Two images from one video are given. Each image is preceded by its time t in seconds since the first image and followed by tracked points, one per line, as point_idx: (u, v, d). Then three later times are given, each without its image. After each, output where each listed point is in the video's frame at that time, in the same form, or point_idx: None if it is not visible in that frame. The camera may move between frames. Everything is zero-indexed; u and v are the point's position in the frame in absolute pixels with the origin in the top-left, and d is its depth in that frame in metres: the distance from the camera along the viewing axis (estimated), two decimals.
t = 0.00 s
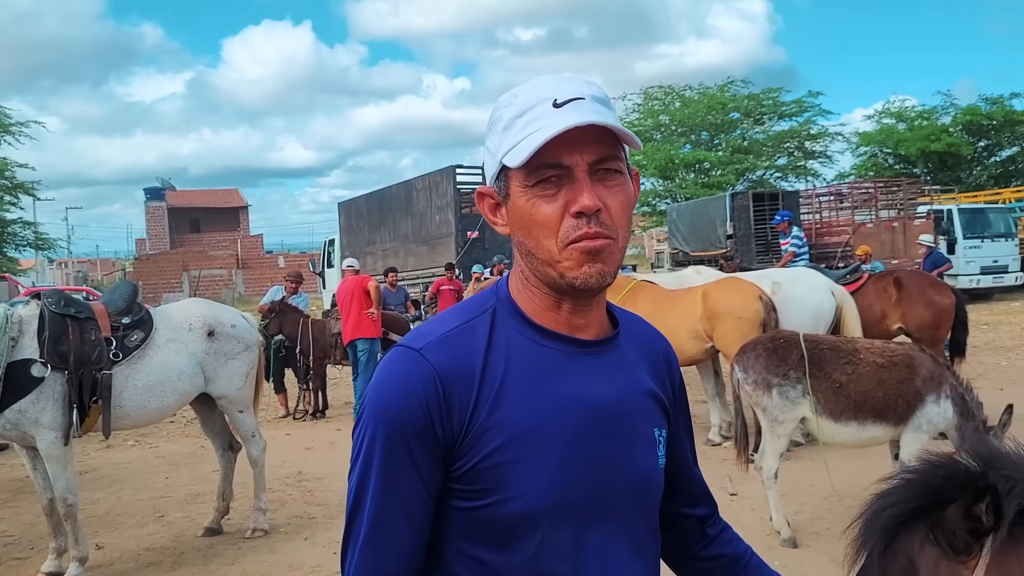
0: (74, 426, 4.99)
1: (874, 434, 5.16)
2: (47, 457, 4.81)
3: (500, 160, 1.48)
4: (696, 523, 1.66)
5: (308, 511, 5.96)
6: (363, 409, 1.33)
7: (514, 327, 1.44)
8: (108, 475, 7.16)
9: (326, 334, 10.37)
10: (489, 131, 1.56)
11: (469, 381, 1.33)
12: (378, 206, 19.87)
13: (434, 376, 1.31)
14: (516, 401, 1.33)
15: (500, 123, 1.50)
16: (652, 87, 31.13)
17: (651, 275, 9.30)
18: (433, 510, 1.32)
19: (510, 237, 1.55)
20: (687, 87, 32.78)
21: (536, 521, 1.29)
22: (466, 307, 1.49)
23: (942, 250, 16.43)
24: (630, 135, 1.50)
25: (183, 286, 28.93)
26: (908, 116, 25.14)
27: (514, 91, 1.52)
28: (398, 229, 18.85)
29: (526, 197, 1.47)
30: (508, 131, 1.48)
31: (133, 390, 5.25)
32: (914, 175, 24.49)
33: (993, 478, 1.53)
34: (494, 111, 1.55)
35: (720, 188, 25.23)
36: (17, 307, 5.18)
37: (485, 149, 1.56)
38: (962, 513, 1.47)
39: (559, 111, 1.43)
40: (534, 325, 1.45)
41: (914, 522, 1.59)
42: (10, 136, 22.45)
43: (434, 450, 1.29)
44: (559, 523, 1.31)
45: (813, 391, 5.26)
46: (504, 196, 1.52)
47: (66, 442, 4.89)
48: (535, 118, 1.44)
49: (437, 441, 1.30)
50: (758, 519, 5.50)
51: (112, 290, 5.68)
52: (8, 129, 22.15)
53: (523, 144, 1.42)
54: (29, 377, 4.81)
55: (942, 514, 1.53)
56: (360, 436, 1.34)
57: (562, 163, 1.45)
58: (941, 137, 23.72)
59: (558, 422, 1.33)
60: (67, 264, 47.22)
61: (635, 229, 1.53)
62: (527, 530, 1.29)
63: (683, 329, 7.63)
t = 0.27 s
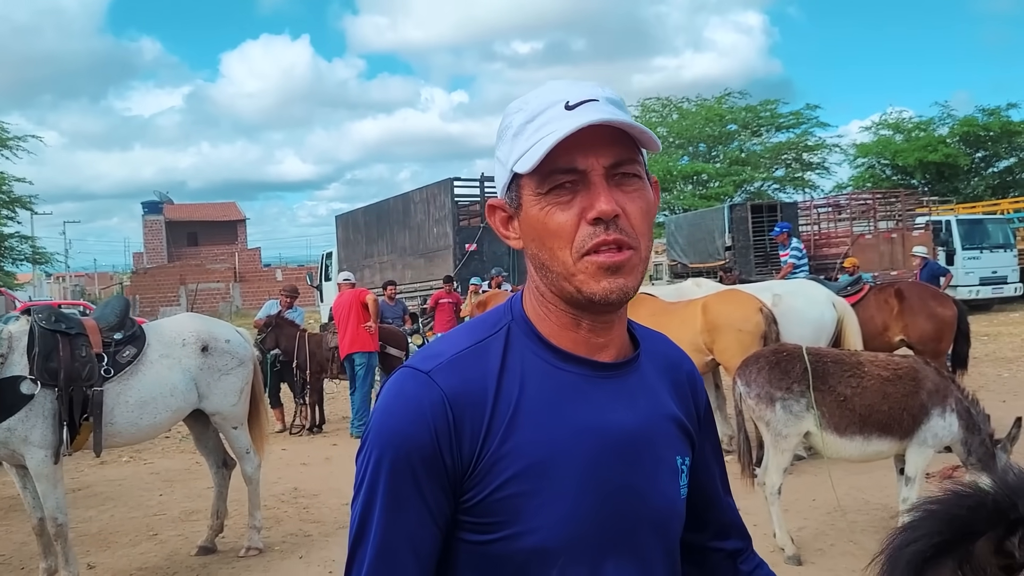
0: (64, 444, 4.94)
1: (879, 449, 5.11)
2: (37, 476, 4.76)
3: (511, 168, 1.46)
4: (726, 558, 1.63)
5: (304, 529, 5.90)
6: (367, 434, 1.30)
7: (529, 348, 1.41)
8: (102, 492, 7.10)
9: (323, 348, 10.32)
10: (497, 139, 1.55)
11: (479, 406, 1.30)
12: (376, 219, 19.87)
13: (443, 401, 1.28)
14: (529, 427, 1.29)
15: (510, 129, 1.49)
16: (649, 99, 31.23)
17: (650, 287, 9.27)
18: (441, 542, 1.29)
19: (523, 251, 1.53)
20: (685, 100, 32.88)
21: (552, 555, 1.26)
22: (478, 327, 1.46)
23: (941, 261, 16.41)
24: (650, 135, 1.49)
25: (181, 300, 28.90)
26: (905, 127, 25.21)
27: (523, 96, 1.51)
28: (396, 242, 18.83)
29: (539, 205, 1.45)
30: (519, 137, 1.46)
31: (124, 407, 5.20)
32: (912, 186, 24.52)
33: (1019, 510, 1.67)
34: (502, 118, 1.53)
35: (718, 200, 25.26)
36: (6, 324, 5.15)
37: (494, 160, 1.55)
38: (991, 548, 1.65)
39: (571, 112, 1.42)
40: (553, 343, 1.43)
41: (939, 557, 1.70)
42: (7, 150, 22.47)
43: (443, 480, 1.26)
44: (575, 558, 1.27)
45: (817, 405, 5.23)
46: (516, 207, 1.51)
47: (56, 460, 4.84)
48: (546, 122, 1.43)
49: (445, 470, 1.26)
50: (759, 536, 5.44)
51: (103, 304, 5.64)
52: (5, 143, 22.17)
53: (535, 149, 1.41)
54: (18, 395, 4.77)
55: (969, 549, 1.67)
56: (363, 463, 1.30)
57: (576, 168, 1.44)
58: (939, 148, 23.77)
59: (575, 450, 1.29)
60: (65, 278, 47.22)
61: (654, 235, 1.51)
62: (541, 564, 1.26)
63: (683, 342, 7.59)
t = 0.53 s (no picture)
0: (65, 455, 4.94)
1: (895, 459, 5.03)
2: (38, 488, 4.75)
3: (527, 159, 1.43)
4: None
5: (309, 541, 5.85)
6: (369, 440, 1.26)
7: (545, 352, 1.37)
8: (107, 503, 7.08)
9: (331, 357, 10.31)
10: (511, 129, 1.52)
11: (489, 415, 1.26)
12: (385, 228, 19.89)
13: (451, 407, 1.24)
14: (542, 438, 1.25)
15: (524, 118, 1.46)
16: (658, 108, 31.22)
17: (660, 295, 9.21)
18: (447, 557, 1.25)
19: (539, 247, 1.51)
20: (694, 108, 32.85)
21: None
22: (492, 329, 1.43)
23: (954, 269, 16.26)
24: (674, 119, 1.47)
25: (191, 309, 29.03)
26: (917, 134, 25.07)
27: (538, 82, 1.47)
28: (405, 251, 18.84)
29: (556, 199, 1.43)
30: (534, 125, 1.43)
31: (127, 417, 5.20)
32: (923, 193, 24.35)
33: None
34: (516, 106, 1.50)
35: (727, 208, 25.18)
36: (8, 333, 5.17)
37: (508, 151, 1.52)
38: None
39: (590, 98, 1.39)
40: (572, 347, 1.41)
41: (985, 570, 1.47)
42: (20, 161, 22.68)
43: (449, 493, 1.22)
44: None
45: (832, 414, 5.15)
46: (531, 202, 1.48)
47: (57, 472, 4.83)
48: (563, 108, 1.40)
49: (452, 482, 1.22)
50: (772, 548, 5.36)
51: (106, 314, 5.64)
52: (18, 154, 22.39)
53: (553, 137, 1.38)
54: (19, 406, 4.77)
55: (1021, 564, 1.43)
56: (364, 471, 1.26)
57: (596, 158, 1.42)
58: (950, 155, 23.62)
59: (592, 464, 1.25)
60: (78, 288, 47.57)
61: (678, 228, 1.49)
62: None
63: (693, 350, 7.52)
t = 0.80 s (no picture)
0: (91, 460, 5.00)
1: (937, 473, 4.87)
2: (63, 492, 4.82)
3: (554, 152, 1.40)
4: None
5: (335, 548, 5.86)
6: (378, 461, 1.23)
7: (571, 369, 1.34)
8: (136, 507, 7.18)
9: (360, 362, 10.35)
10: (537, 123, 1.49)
11: (508, 437, 1.22)
12: (416, 233, 19.98)
13: (466, 427, 1.21)
14: (565, 463, 1.22)
15: (551, 110, 1.43)
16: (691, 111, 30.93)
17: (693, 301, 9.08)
18: None
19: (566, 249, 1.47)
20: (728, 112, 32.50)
21: None
22: (513, 343, 1.40)
23: (996, 276, 15.82)
24: (718, 106, 1.43)
25: (225, 313, 29.46)
26: (957, 137, 24.47)
27: (568, 72, 1.45)
28: (435, 256, 18.90)
29: (584, 197, 1.40)
30: (562, 115, 1.40)
31: (152, 422, 5.26)
32: (964, 198, 23.76)
33: None
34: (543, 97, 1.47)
35: (761, 213, 24.84)
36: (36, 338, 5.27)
37: (533, 148, 1.49)
38: None
39: (624, 86, 1.36)
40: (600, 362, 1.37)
41: None
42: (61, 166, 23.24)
43: (462, 522, 1.19)
44: None
45: (870, 426, 5.01)
46: (558, 200, 1.45)
47: (82, 476, 4.90)
48: (594, 97, 1.36)
49: (465, 509, 1.19)
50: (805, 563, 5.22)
51: (133, 319, 5.74)
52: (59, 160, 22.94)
53: (583, 124, 1.34)
54: (45, 410, 4.86)
55: None
56: (373, 493, 1.24)
57: (629, 151, 1.39)
58: (992, 159, 23.02)
59: (617, 495, 1.21)
60: (116, 292, 48.61)
61: (718, 228, 1.44)
62: None
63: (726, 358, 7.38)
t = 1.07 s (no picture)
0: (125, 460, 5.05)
1: (983, 485, 4.69)
2: (98, 493, 4.86)
3: (568, 146, 1.36)
4: None
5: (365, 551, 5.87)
6: (374, 485, 1.21)
7: (581, 383, 1.31)
8: (172, 507, 7.29)
9: (394, 364, 10.39)
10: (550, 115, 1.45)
11: (513, 456, 1.19)
12: (450, 236, 20.04)
13: (467, 448, 1.17)
14: (574, 483, 1.18)
15: (565, 101, 1.38)
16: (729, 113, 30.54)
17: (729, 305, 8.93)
18: None
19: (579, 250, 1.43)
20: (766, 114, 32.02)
21: None
22: (520, 356, 1.36)
23: None
24: (747, 96, 1.39)
25: (263, 314, 29.93)
26: (1004, 138, 23.77)
27: (585, 61, 1.41)
28: (470, 259, 18.94)
29: (598, 195, 1.35)
30: (579, 105, 1.35)
31: (185, 424, 5.36)
32: (1011, 201, 23.04)
33: None
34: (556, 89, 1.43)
35: (800, 217, 24.42)
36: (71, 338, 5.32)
37: (545, 142, 1.45)
38: None
39: (642, 76, 1.32)
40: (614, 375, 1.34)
41: None
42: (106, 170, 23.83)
43: (462, 548, 1.16)
44: None
45: (912, 435, 4.87)
46: (571, 198, 1.40)
47: (116, 477, 4.94)
48: (613, 86, 1.32)
49: (466, 534, 1.16)
50: None
51: (168, 321, 5.85)
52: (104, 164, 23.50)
53: (601, 115, 1.30)
54: (79, 410, 4.89)
55: None
56: (370, 518, 1.21)
57: (648, 146, 1.34)
58: None
59: (632, 518, 1.18)
60: (158, 293, 49.72)
61: (742, 229, 1.40)
62: None
63: (763, 363, 7.21)
